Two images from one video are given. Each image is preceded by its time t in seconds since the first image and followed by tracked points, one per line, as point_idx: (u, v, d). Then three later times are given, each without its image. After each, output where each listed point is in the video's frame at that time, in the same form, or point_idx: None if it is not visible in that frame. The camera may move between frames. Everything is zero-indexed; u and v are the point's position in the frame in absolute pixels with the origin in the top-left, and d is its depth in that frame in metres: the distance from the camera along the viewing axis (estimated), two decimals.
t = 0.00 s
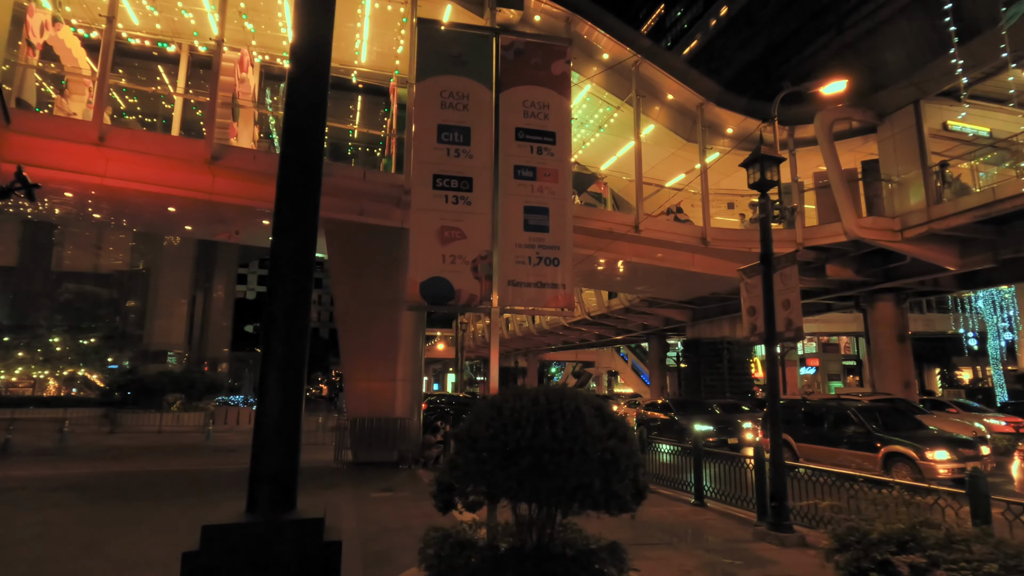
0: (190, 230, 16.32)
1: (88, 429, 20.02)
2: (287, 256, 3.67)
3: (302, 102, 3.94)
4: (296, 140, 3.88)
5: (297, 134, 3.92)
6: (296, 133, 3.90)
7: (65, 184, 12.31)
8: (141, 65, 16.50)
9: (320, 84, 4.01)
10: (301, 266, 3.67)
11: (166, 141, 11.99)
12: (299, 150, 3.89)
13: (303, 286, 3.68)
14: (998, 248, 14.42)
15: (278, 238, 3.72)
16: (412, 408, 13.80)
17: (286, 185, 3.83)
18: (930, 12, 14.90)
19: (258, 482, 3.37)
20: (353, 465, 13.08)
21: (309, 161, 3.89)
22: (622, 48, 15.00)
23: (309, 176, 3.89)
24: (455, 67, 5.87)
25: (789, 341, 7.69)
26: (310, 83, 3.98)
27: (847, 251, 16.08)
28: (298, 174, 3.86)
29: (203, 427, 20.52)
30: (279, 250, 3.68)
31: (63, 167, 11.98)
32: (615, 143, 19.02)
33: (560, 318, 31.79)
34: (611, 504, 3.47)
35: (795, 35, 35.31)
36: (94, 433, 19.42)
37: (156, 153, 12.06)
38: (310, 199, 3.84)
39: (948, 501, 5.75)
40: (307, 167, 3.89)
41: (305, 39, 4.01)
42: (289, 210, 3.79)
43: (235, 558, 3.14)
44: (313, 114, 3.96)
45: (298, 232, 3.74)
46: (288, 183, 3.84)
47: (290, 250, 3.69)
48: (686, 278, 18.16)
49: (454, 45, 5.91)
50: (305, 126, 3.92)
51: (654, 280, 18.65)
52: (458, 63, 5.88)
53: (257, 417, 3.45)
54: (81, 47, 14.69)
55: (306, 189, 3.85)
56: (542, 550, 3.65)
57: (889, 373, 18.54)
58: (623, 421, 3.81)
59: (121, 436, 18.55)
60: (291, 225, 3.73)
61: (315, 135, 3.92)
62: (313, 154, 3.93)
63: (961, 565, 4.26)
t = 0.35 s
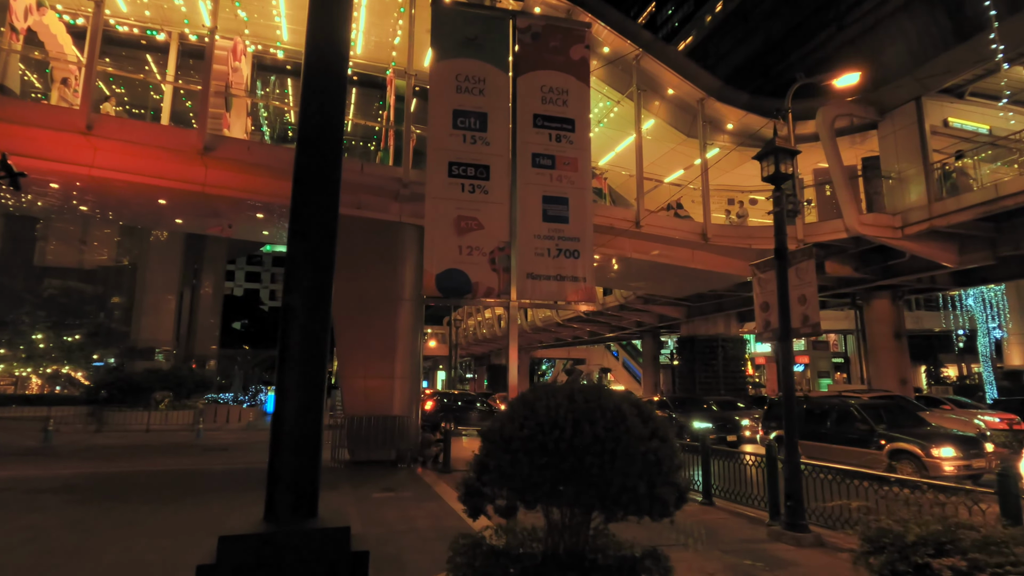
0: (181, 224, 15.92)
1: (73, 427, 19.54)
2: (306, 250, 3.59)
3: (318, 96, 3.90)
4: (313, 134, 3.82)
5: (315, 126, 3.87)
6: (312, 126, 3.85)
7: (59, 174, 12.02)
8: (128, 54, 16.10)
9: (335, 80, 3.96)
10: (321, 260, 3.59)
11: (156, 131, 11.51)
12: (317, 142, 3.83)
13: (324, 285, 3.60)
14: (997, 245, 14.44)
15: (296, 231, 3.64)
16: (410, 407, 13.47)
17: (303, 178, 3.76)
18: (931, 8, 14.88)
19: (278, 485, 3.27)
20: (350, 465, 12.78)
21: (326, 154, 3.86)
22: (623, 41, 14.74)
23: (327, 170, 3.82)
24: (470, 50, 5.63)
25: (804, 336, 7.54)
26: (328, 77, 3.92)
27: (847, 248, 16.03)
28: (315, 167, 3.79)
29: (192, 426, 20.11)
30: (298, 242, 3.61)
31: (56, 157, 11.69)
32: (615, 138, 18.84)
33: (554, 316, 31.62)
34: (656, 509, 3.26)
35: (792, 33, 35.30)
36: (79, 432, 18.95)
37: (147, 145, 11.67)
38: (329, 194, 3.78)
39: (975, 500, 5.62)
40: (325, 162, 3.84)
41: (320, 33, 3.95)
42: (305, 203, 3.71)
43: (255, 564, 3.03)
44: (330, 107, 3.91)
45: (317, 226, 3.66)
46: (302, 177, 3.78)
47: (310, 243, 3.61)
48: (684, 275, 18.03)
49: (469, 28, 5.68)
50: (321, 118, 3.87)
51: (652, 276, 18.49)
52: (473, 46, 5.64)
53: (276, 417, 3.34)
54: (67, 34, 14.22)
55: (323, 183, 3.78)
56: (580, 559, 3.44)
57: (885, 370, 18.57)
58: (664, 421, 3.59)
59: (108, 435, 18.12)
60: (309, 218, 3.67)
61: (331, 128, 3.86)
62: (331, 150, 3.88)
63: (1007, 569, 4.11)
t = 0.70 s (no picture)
0: (169, 217, 15.47)
1: (55, 426, 18.92)
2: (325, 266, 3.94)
3: (337, 121, 4.19)
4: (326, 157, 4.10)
5: (331, 149, 4.19)
6: (327, 150, 4.15)
7: (38, 162, 11.35)
8: (113, 42, 15.29)
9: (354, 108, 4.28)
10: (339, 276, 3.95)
11: (146, 119, 11.11)
12: (332, 164, 4.15)
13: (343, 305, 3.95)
14: (995, 242, 14.49)
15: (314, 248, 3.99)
16: (407, 405, 13.10)
17: (319, 202, 4.08)
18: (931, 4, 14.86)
19: (303, 487, 3.68)
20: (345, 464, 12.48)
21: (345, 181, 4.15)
22: (623, 34, 14.51)
23: (345, 190, 4.13)
24: (486, 30, 5.38)
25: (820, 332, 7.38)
26: (344, 106, 4.24)
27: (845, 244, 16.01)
28: (332, 188, 4.10)
29: (180, 424, 19.61)
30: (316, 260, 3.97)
31: (39, 144, 11.17)
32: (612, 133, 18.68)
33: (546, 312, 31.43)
34: (707, 513, 3.04)
35: (785, 31, 35.27)
36: (61, 431, 18.35)
37: (136, 135, 11.26)
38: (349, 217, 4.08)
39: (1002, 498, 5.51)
40: (341, 179, 4.14)
41: (338, 60, 4.26)
42: (324, 223, 4.03)
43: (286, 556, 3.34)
44: (349, 130, 4.20)
45: (333, 244, 4.00)
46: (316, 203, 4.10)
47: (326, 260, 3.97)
48: (682, 272, 17.91)
49: (486, 8, 5.43)
50: (338, 143, 4.17)
51: (650, 272, 18.33)
52: (489, 26, 5.39)
53: (300, 424, 3.75)
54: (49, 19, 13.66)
55: (344, 204, 4.09)
56: (621, 566, 3.23)
57: (880, 367, 18.65)
58: (710, 418, 3.37)
59: (91, 434, 17.56)
60: (328, 237, 4.00)
61: (349, 148, 4.17)
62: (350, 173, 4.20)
63: None
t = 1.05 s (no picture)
0: (154, 210, 15.03)
1: (33, 425, 18.35)
2: (349, 264, 3.91)
3: (360, 115, 4.14)
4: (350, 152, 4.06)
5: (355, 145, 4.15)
6: (351, 145, 4.11)
7: (16, 151, 10.82)
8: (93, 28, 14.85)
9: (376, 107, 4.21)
10: (364, 276, 3.93)
11: (132, 106, 10.68)
12: (354, 160, 4.09)
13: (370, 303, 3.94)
14: (989, 239, 14.54)
15: (337, 247, 3.96)
16: (402, 402, 12.84)
17: (342, 201, 4.03)
18: None
19: (331, 486, 3.71)
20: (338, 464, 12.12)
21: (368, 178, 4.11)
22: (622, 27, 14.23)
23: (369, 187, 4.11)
24: (502, 9, 5.09)
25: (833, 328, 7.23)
26: (366, 101, 4.19)
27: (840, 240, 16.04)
28: (356, 186, 4.05)
29: (163, 423, 19.11)
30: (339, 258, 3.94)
31: (14, 132, 10.54)
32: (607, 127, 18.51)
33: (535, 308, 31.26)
34: (762, 523, 2.82)
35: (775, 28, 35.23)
36: (40, 430, 17.80)
37: (121, 122, 10.78)
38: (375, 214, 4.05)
39: None
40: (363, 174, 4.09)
41: (359, 52, 4.17)
42: (347, 222, 3.99)
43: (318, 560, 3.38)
44: (373, 127, 4.15)
45: (358, 243, 3.97)
46: (340, 203, 4.07)
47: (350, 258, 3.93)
48: (677, 268, 17.83)
49: None
50: (361, 141, 4.13)
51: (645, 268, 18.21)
52: (506, 5, 5.10)
53: (326, 424, 3.76)
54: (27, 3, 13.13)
55: (367, 201, 4.06)
56: None
57: (871, 364, 18.74)
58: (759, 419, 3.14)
59: (71, 433, 17.03)
60: (352, 235, 3.96)
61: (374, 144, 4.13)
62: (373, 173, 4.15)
63: None
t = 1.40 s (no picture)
0: (137, 201, 14.48)
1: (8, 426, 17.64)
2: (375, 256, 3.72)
3: (383, 96, 3.93)
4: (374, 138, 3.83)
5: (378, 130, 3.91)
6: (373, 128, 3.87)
7: None
8: (71, 12, 14.22)
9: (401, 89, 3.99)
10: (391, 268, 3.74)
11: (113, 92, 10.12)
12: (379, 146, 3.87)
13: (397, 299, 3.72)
14: (984, 236, 14.58)
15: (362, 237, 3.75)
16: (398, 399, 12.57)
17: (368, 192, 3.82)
18: None
19: (355, 491, 3.53)
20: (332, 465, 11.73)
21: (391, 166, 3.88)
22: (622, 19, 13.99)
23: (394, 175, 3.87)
24: None
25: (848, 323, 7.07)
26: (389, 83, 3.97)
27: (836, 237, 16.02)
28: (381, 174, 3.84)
29: (146, 423, 18.53)
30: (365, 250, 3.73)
31: None
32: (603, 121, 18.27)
33: (526, 305, 31.04)
34: (829, 529, 2.58)
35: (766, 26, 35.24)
36: (16, 430, 17.11)
37: (96, 108, 10.23)
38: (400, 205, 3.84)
39: None
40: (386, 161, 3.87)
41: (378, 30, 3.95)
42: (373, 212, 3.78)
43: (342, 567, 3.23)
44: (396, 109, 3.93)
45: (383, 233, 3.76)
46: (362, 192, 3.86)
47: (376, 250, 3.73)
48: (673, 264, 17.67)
49: None
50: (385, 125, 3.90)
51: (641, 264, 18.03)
52: None
53: (350, 423, 3.57)
54: None
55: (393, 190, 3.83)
56: None
57: (864, 360, 18.80)
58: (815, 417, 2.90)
59: (49, 434, 16.40)
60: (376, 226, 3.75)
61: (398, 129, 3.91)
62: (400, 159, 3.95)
63: None
